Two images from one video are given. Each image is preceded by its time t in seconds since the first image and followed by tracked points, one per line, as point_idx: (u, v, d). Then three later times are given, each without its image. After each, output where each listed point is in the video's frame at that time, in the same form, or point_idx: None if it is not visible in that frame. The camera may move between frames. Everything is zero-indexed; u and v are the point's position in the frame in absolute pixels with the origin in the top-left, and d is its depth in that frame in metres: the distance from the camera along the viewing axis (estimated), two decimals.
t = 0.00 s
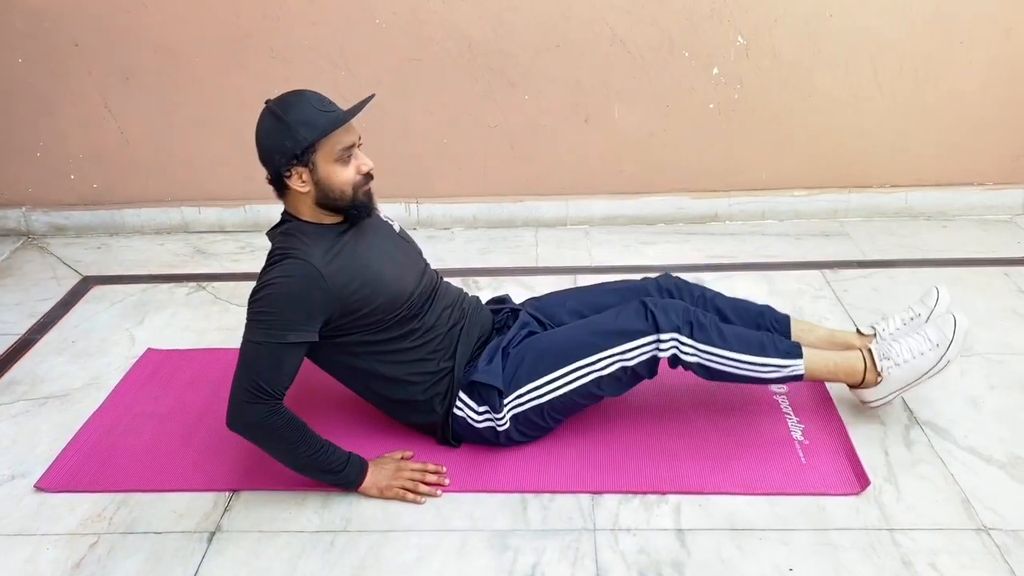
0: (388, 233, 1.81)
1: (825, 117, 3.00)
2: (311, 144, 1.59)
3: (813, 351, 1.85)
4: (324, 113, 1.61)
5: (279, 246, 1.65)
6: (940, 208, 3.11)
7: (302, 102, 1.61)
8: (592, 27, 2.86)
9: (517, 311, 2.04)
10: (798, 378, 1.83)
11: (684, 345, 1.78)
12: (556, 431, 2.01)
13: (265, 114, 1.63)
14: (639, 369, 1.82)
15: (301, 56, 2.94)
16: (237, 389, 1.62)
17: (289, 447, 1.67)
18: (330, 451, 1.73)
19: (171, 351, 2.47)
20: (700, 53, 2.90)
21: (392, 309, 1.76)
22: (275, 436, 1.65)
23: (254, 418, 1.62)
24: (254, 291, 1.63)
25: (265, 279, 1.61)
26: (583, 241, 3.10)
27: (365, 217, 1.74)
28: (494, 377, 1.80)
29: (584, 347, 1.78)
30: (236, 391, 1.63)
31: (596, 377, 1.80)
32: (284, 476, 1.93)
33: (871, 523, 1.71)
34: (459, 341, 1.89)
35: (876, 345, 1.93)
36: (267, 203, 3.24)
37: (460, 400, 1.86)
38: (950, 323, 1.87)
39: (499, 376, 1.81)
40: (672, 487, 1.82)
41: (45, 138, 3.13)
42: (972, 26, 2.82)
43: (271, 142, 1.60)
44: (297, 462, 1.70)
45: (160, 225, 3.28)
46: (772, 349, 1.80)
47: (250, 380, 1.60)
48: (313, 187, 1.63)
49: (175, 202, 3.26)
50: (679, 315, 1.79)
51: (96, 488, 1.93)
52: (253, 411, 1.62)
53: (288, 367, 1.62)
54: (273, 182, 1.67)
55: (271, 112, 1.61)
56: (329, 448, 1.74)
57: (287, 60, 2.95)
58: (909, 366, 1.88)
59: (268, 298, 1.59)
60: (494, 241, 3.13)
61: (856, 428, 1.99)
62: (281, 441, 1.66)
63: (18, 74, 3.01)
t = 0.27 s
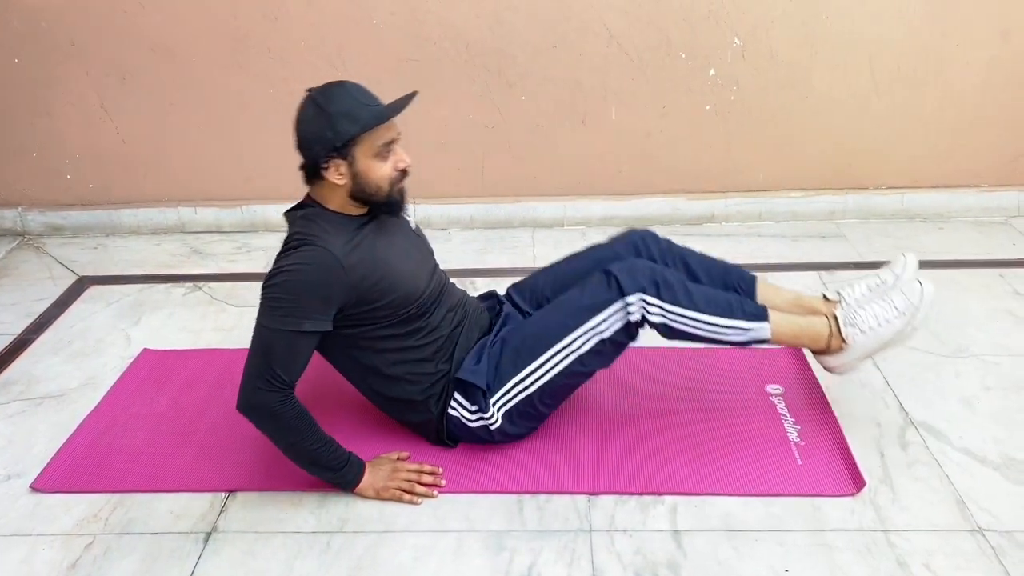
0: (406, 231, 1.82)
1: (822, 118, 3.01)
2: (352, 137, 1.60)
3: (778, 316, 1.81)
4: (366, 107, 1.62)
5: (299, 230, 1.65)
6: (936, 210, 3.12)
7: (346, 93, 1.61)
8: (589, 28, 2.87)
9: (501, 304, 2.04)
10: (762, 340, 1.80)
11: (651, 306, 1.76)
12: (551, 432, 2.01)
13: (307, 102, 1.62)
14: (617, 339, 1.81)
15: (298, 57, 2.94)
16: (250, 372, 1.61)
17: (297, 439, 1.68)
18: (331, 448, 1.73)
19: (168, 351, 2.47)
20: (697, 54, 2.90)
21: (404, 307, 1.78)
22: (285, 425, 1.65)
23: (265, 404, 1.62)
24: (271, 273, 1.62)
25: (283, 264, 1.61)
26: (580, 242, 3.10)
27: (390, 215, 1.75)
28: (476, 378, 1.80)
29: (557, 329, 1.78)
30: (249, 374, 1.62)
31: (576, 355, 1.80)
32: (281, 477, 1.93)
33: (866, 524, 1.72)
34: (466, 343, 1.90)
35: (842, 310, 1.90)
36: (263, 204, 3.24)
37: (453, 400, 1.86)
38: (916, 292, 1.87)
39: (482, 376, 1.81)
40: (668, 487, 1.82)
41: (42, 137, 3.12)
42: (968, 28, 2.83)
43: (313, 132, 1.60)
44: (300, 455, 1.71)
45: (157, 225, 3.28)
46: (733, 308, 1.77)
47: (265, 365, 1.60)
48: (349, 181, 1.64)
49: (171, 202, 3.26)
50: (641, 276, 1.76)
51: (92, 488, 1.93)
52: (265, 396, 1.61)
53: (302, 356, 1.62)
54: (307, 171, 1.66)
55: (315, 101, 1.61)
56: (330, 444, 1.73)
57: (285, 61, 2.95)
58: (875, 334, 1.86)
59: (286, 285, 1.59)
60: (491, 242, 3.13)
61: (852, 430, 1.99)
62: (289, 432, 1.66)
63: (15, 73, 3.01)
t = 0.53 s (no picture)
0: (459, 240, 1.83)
1: (817, 121, 3.01)
2: (440, 139, 1.60)
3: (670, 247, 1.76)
4: (453, 108, 1.62)
5: (386, 213, 1.60)
6: (931, 213, 3.12)
7: (432, 94, 1.61)
8: (585, 30, 2.86)
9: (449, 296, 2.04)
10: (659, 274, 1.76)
11: (538, 256, 1.70)
12: (545, 436, 2.01)
13: (394, 101, 1.62)
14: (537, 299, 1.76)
15: (293, 58, 2.93)
16: (312, 343, 1.54)
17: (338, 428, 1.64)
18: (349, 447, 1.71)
19: (161, 353, 2.46)
20: (692, 57, 2.90)
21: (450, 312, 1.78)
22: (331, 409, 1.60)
23: (322, 382, 1.56)
24: (350, 248, 1.56)
25: (368, 243, 1.55)
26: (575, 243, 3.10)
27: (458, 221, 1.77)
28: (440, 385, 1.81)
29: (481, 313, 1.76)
30: (308, 346, 1.54)
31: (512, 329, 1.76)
32: (274, 480, 1.92)
33: (861, 528, 1.72)
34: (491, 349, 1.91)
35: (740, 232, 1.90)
36: (258, 204, 3.23)
37: (434, 406, 1.87)
38: (808, 199, 1.87)
39: (445, 380, 1.82)
40: (663, 491, 1.82)
41: (35, 137, 3.11)
42: (963, 32, 2.83)
43: (399, 133, 1.60)
44: (327, 446, 1.67)
45: (151, 226, 3.27)
46: (624, 244, 1.71)
47: (334, 343, 1.53)
48: (434, 180, 1.65)
49: (165, 202, 3.25)
50: (519, 229, 1.71)
51: (84, 490, 1.92)
52: (323, 375, 1.55)
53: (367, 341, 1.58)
54: (386, 169, 1.66)
55: (403, 101, 1.60)
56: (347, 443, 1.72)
57: (280, 61, 2.94)
58: (773, 249, 1.86)
59: (370, 266, 1.53)
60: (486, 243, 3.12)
61: (846, 433, 1.99)
62: (334, 418, 1.62)
63: (8, 72, 2.99)
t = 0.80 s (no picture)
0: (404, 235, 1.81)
1: (813, 123, 3.00)
2: (340, 136, 1.57)
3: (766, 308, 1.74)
4: (352, 103, 1.59)
5: (299, 233, 1.62)
6: (927, 216, 3.12)
7: (328, 93, 1.58)
8: (581, 32, 2.85)
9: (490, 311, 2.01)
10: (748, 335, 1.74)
11: (631, 307, 1.69)
12: (540, 441, 1.99)
13: (292, 106, 1.60)
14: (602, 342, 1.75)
15: (288, 58, 2.91)
16: (246, 376, 1.59)
17: (291, 446, 1.65)
18: (323, 454, 1.71)
19: (154, 355, 2.44)
20: (689, 59, 2.89)
21: (401, 312, 1.76)
22: (279, 432, 1.62)
23: (263, 408, 1.59)
24: (269, 277, 1.60)
25: (282, 268, 1.59)
26: (571, 246, 3.09)
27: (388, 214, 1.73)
28: (459, 386, 1.79)
29: (542, 337, 1.73)
30: (246, 378, 1.59)
31: (562, 358, 1.75)
32: (267, 484, 1.91)
33: (856, 535, 1.71)
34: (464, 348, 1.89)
35: (831, 300, 1.85)
36: (251, 205, 3.21)
37: (440, 407, 1.84)
38: (905, 275, 1.81)
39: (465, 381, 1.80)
40: (657, 496, 1.81)
41: (27, 137, 3.08)
42: (960, 35, 2.83)
43: (299, 136, 1.57)
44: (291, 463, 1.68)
45: (144, 226, 3.25)
46: (719, 302, 1.70)
47: (265, 369, 1.57)
48: (342, 180, 1.61)
49: (158, 203, 3.23)
50: (619, 277, 1.70)
51: (74, 495, 1.90)
52: (263, 401, 1.59)
53: (302, 360, 1.60)
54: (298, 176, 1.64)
55: (299, 104, 1.58)
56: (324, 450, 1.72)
57: (274, 61, 2.92)
58: (865, 321, 1.81)
59: (286, 290, 1.56)
60: (481, 245, 3.11)
61: (842, 439, 1.99)
62: (284, 438, 1.64)
63: None
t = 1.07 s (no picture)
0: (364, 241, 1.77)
1: (809, 125, 2.99)
2: (279, 155, 1.57)
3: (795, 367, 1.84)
4: (291, 122, 1.58)
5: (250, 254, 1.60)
6: (921, 217, 3.12)
7: (269, 111, 1.57)
8: (576, 32, 2.83)
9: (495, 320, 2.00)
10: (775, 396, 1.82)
11: (665, 361, 1.76)
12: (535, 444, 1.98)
13: (232, 122, 1.59)
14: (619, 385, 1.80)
15: (280, 57, 2.89)
16: (206, 402, 1.57)
17: (259, 462, 1.63)
18: (301, 463, 1.69)
19: (144, 356, 2.42)
20: (684, 60, 2.88)
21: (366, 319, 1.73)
22: (246, 450, 1.61)
23: (225, 430, 1.58)
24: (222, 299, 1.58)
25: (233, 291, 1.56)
26: (565, 247, 3.08)
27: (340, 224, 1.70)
28: (473, 395, 1.76)
29: (566, 363, 1.75)
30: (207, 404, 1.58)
31: (580, 391, 1.77)
32: (258, 488, 1.89)
33: (851, 540, 1.70)
34: (436, 351, 1.86)
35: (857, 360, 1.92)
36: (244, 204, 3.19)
37: (438, 412, 1.83)
38: (930, 340, 1.86)
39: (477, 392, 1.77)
40: (651, 501, 1.80)
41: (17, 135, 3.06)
42: (955, 37, 2.82)
43: (239, 153, 1.57)
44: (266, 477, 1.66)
45: (135, 225, 3.22)
46: (753, 365, 1.78)
47: (222, 392, 1.55)
48: (282, 199, 1.61)
49: (150, 202, 3.20)
50: (660, 331, 1.77)
51: (63, 499, 1.88)
52: (224, 424, 1.57)
53: (260, 379, 1.57)
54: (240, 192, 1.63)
55: (239, 121, 1.57)
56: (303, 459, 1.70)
57: (266, 60, 2.90)
58: (889, 381, 1.88)
59: (237, 310, 1.53)
60: (475, 245, 3.09)
61: (837, 443, 1.97)
62: (252, 455, 1.62)
63: None
